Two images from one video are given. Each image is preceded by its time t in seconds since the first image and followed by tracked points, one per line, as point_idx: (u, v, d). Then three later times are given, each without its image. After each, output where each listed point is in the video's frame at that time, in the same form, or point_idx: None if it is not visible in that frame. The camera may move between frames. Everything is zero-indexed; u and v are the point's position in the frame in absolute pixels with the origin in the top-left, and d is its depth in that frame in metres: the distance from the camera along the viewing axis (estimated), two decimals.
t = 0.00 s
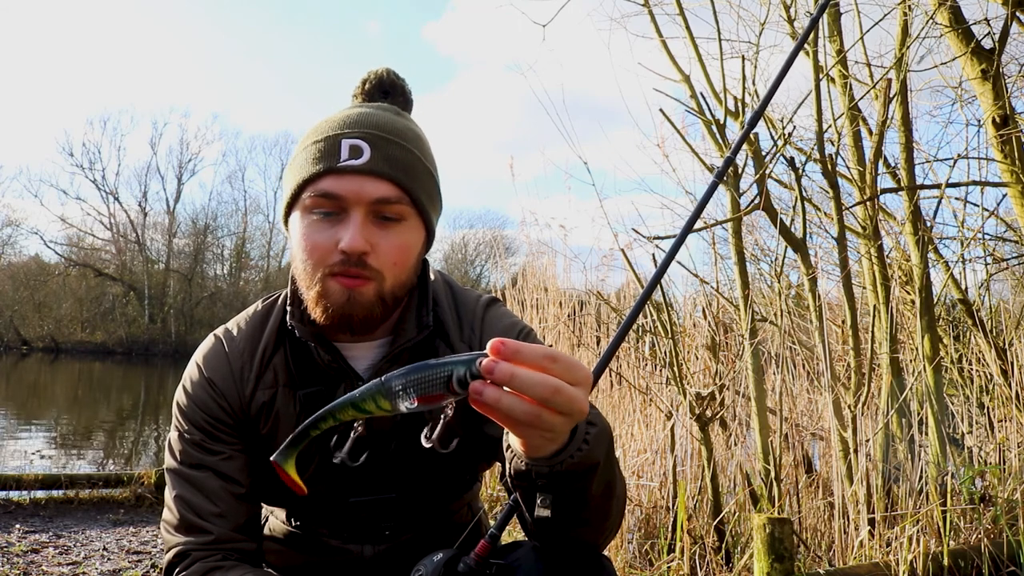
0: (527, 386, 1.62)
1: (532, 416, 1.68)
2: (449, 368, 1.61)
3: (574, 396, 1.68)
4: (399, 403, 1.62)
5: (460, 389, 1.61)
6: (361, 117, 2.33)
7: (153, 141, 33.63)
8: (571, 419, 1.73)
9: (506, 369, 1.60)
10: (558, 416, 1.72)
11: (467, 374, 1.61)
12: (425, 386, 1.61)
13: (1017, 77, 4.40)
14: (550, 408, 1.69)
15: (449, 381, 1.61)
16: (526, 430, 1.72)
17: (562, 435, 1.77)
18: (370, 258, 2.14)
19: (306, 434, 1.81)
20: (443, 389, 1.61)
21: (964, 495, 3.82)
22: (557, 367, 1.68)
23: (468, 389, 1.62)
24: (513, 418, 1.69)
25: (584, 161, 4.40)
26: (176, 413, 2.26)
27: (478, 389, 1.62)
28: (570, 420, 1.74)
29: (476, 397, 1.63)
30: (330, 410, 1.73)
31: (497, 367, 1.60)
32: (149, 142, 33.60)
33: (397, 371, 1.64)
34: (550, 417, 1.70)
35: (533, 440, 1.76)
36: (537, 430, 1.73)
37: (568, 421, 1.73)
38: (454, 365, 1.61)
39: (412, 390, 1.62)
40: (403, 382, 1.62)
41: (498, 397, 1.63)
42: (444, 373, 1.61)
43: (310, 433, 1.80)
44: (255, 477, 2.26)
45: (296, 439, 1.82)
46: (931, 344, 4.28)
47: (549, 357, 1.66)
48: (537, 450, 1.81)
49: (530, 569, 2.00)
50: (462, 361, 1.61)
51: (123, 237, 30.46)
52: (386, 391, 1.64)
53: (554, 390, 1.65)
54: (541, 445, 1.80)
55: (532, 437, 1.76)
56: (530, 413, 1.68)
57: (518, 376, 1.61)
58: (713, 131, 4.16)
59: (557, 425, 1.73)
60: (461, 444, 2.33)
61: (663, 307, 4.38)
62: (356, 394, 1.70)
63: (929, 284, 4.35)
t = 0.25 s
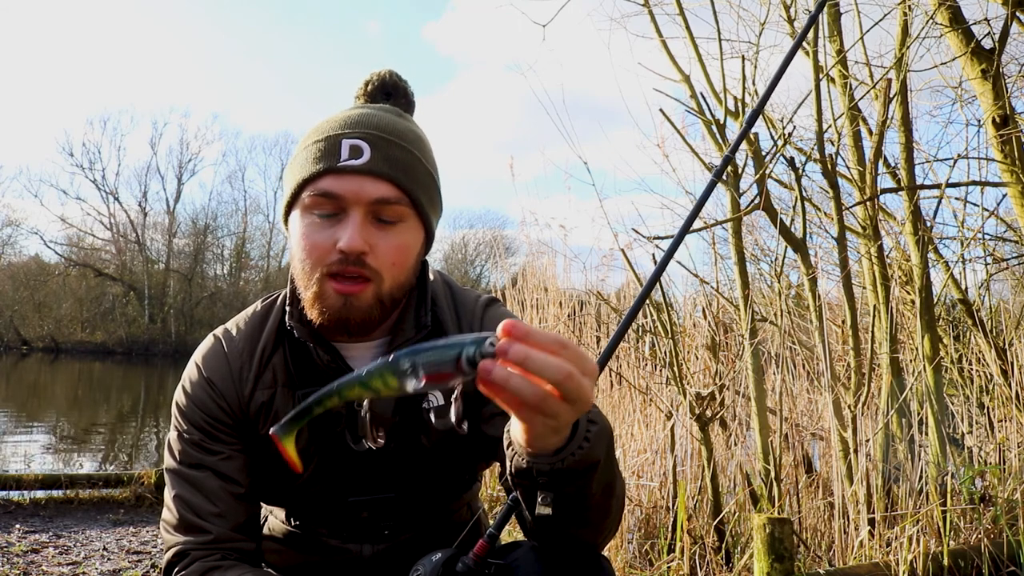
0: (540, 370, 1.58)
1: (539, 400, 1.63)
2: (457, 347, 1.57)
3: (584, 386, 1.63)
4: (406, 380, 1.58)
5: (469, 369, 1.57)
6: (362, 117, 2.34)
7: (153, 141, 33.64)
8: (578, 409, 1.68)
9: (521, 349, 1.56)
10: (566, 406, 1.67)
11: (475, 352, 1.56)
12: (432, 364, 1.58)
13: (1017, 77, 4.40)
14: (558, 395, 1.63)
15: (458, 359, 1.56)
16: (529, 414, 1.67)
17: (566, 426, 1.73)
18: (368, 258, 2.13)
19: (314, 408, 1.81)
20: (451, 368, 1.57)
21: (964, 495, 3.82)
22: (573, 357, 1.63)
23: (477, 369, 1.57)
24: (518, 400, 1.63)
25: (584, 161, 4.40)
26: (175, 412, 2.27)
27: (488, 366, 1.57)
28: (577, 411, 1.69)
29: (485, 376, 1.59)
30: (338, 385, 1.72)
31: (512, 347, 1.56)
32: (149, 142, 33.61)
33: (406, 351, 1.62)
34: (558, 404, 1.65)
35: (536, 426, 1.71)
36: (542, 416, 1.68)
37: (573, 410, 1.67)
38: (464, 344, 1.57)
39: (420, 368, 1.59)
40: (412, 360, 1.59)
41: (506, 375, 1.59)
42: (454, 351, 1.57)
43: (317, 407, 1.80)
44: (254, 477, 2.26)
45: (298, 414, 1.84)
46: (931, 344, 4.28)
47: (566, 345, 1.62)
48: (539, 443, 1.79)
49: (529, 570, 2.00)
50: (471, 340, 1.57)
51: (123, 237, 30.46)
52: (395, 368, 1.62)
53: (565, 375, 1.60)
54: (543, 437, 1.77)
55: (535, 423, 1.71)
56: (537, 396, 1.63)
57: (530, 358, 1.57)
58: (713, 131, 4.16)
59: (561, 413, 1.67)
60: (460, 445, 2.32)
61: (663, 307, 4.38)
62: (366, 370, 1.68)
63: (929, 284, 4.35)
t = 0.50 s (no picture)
0: (585, 327, 1.58)
1: (572, 358, 1.62)
2: (504, 290, 1.64)
3: (619, 355, 1.63)
4: (451, 310, 1.70)
5: (511, 309, 1.63)
6: (376, 125, 2.34)
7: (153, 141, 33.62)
8: (608, 379, 1.67)
9: (570, 303, 1.57)
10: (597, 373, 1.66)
11: (522, 297, 1.62)
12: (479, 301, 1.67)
13: (1017, 77, 4.40)
14: (592, 357, 1.63)
15: (503, 299, 1.64)
16: (558, 373, 1.66)
17: (589, 397, 1.71)
18: (375, 268, 2.12)
19: (351, 318, 1.89)
20: (495, 304, 1.65)
21: (964, 494, 3.82)
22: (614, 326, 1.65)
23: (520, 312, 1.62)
24: (552, 353, 1.63)
25: (583, 160, 4.40)
26: (171, 411, 2.26)
27: (532, 312, 1.58)
28: (607, 382, 1.68)
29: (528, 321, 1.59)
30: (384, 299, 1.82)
31: (562, 299, 1.57)
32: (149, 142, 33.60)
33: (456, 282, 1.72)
34: (589, 368, 1.64)
35: (561, 391, 1.70)
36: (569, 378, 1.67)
37: (602, 379, 1.66)
38: (510, 287, 1.64)
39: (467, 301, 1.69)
40: (461, 291, 1.70)
41: (548, 325, 1.58)
42: (501, 291, 1.65)
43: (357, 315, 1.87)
44: (250, 476, 2.26)
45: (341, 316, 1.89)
46: (931, 344, 4.28)
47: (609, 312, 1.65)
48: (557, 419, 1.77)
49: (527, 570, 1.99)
50: (519, 285, 1.63)
51: (123, 237, 30.45)
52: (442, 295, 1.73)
53: (607, 337, 1.59)
54: (563, 411, 1.75)
55: (561, 386, 1.69)
56: (572, 354, 1.61)
57: (576, 315, 1.57)
58: (713, 131, 4.16)
59: (590, 379, 1.66)
60: (457, 442, 2.34)
61: (663, 307, 4.38)
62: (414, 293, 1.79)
63: (929, 284, 4.35)
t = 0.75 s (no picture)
0: (574, 309, 1.58)
1: (561, 340, 1.62)
2: (494, 273, 1.60)
3: (608, 337, 1.63)
4: (442, 296, 1.64)
5: (502, 294, 1.60)
6: (381, 128, 2.34)
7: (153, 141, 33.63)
8: (597, 361, 1.68)
9: (559, 286, 1.56)
10: (586, 354, 1.66)
11: (512, 280, 1.58)
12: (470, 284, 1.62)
13: (1017, 77, 4.40)
14: (580, 339, 1.63)
15: (493, 283, 1.59)
16: (548, 354, 1.66)
17: (580, 379, 1.71)
18: (379, 271, 2.11)
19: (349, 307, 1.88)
20: (486, 289, 1.61)
21: (964, 494, 3.82)
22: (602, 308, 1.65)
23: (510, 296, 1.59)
24: (541, 334, 1.64)
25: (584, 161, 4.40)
26: (170, 412, 2.26)
27: (521, 294, 1.57)
28: (596, 364, 1.68)
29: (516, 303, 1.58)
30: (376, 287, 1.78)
31: (551, 282, 1.56)
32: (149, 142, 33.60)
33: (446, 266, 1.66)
34: (578, 350, 1.64)
35: (550, 372, 1.69)
36: (558, 360, 1.67)
37: (591, 361, 1.66)
38: (500, 270, 1.60)
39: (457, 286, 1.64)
40: (451, 276, 1.64)
41: (537, 307, 1.58)
42: (490, 275, 1.60)
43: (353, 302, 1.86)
44: (249, 477, 2.26)
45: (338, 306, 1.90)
46: (931, 344, 4.28)
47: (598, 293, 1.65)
48: (548, 403, 1.78)
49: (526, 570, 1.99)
50: (510, 267, 1.59)
51: (122, 237, 30.44)
52: (432, 281, 1.67)
53: (595, 320, 1.59)
54: (553, 395, 1.76)
55: (550, 368, 1.69)
56: (560, 336, 1.62)
57: (565, 297, 1.57)
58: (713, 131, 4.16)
59: (579, 360, 1.66)
60: (456, 442, 2.34)
61: (663, 307, 4.38)
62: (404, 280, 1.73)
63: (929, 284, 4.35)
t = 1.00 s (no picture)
0: (574, 306, 1.58)
1: (560, 336, 1.62)
2: (494, 269, 1.61)
3: (608, 334, 1.64)
4: (442, 292, 1.66)
5: (501, 290, 1.61)
6: (380, 126, 2.34)
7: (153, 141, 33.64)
8: (597, 358, 1.68)
9: (558, 283, 1.56)
10: (586, 351, 1.66)
11: (511, 276, 1.59)
12: (470, 280, 1.64)
13: (1017, 77, 4.40)
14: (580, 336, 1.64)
15: (492, 279, 1.61)
16: (547, 351, 1.66)
17: (579, 375, 1.71)
18: (378, 269, 2.11)
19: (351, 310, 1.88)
20: (485, 285, 1.62)
21: (964, 494, 3.82)
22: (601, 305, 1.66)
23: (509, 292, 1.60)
24: (541, 331, 1.64)
25: (584, 161, 4.40)
26: (170, 413, 2.26)
27: (521, 289, 1.58)
28: (595, 361, 1.68)
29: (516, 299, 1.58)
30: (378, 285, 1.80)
31: (551, 279, 1.56)
32: (149, 142, 33.61)
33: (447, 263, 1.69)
34: (578, 346, 1.65)
35: (549, 369, 1.70)
36: (558, 356, 1.67)
37: (591, 358, 1.67)
38: (500, 266, 1.62)
39: (457, 282, 1.66)
40: (451, 272, 1.66)
41: (536, 303, 1.58)
42: (490, 271, 1.62)
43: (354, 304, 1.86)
44: (249, 478, 2.26)
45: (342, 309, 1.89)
46: (931, 344, 4.28)
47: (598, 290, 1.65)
48: (548, 399, 1.78)
49: (526, 571, 1.99)
50: (509, 263, 1.60)
51: (122, 237, 30.44)
52: (433, 277, 1.70)
53: (594, 317, 1.59)
54: (552, 392, 1.76)
55: (550, 365, 1.69)
56: (559, 332, 1.62)
57: (565, 294, 1.57)
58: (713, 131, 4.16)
59: (579, 357, 1.66)
60: (456, 443, 2.34)
61: (663, 307, 4.38)
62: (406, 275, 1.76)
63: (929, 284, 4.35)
